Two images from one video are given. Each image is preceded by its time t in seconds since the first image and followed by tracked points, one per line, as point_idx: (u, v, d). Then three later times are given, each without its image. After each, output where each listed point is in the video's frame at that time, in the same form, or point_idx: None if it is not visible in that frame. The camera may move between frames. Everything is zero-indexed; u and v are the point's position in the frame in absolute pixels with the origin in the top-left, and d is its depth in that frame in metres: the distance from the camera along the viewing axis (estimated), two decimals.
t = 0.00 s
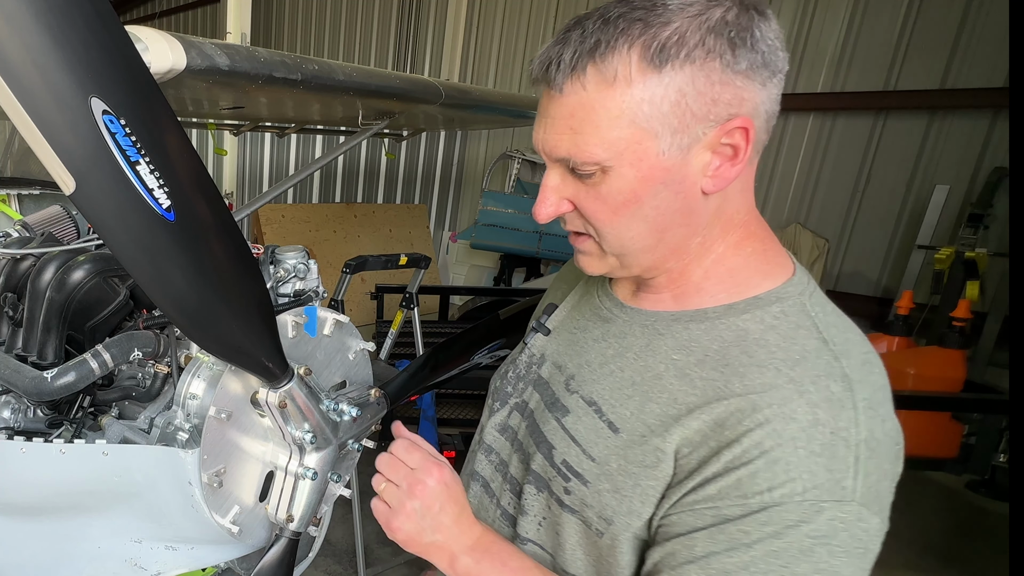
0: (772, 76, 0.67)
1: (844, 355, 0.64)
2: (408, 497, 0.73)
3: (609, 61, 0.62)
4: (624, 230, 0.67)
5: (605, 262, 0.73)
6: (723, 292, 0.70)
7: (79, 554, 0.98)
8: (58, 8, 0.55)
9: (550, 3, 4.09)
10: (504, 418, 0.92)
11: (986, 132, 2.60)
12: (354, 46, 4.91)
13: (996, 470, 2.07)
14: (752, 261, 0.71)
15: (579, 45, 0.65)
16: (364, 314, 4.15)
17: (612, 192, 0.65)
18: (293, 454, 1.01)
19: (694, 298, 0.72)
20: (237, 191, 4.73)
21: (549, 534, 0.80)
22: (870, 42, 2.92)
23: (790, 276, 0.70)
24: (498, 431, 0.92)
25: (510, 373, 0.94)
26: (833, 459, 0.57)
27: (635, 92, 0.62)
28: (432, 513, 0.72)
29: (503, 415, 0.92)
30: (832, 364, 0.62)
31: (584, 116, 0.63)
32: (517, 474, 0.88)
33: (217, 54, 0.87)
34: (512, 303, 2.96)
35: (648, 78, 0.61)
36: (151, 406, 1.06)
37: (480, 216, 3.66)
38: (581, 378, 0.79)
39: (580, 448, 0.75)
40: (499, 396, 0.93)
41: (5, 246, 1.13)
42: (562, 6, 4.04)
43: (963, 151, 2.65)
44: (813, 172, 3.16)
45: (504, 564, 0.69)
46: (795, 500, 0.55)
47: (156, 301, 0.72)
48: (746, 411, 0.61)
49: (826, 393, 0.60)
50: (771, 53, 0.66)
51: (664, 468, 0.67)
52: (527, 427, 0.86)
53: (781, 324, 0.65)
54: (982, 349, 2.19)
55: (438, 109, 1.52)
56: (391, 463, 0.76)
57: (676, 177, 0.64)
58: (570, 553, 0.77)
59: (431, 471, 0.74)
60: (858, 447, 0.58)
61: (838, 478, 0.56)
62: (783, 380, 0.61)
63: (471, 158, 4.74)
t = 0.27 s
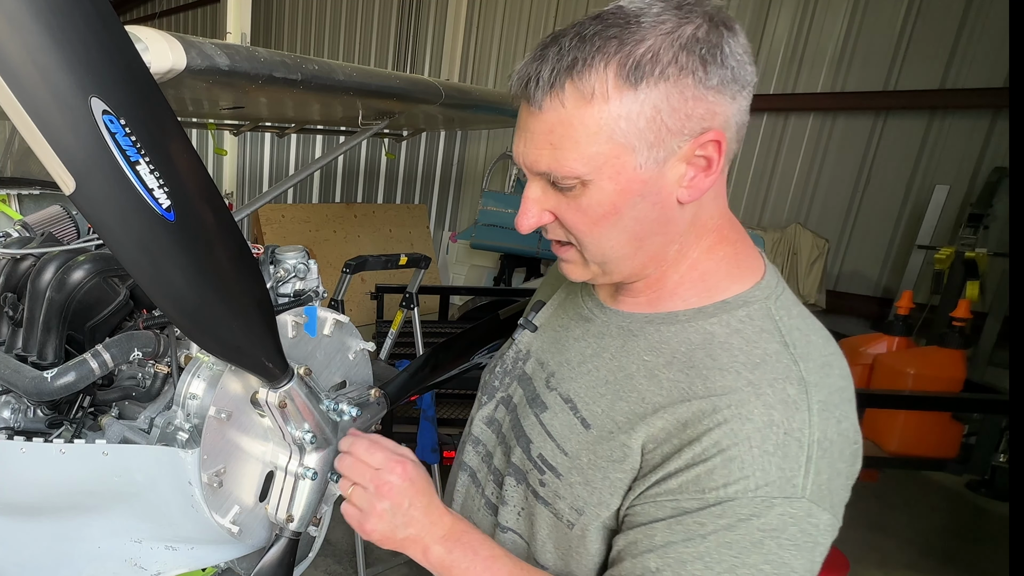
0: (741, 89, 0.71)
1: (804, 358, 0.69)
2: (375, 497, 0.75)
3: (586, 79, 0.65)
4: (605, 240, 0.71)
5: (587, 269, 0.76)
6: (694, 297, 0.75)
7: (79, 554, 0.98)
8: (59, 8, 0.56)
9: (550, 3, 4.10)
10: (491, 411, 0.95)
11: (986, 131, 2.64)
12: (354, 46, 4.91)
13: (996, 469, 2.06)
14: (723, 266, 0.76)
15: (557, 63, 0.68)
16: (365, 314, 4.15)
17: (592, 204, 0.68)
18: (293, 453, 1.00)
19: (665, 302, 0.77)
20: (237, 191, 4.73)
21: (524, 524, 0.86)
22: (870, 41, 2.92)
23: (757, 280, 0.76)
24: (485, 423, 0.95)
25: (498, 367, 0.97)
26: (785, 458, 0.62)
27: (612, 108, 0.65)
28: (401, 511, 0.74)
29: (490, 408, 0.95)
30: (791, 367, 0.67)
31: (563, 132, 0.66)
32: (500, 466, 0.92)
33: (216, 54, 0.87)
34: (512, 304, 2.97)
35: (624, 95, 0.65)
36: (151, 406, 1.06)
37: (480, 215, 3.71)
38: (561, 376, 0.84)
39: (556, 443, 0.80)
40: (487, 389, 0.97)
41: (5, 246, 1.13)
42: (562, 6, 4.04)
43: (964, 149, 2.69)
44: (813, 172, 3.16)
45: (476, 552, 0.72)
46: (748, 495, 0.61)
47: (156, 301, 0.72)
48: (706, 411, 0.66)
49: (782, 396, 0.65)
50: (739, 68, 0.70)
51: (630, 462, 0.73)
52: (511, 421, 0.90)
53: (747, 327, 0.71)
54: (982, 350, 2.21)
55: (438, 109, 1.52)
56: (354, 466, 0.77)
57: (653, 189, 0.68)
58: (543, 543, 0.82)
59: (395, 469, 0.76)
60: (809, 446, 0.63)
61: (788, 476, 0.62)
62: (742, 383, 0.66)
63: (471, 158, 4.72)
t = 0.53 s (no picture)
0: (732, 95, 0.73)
1: (781, 352, 0.70)
2: (343, 495, 0.75)
3: (592, 83, 0.65)
4: (602, 242, 0.71)
5: (581, 271, 0.76)
6: (678, 294, 0.76)
7: (79, 555, 0.98)
8: (58, 9, 0.56)
9: (550, 3, 4.09)
10: (483, 408, 0.95)
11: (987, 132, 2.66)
12: (354, 46, 4.91)
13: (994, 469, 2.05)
14: (706, 263, 0.77)
15: (561, 67, 0.67)
16: (364, 314, 4.15)
17: (595, 206, 0.68)
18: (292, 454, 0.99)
19: (650, 299, 0.77)
20: (237, 191, 4.73)
21: (517, 517, 0.85)
22: (869, 41, 2.92)
23: (737, 278, 0.77)
24: (478, 421, 0.95)
25: (489, 365, 0.97)
26: (762, 447, 0.63)
27: (617, 111, 0.65)
28: (371, 506, 0.74)
29: (482, 405, 0.95)
30: (770, 361, 0.68)
31: (568, 136, 0.66)
32: (492, 461, 0.92)
33: (216, 54, 0.87)
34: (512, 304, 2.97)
35: (629, 98, 0.65)
36: (151, 406, 1.06)
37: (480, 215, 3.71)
38: (551, 372, 0.83)
39: (546, 437, 0.80)
40: (478, 387, 0.97)
41: (5, 246, 1.13)
42: (562, 6, 4.04)
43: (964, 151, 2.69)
44: (813, 172, 3.16)
45: (451, 540, 0.71)
46: (724, 480, 0.62)
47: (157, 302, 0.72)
48: (690, 403, 0.67)
49: (762, 387, 0.66)
50: (730, 74, 0.72)
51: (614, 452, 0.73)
52: (502, 418, 0.90)
53: (728, 323, 0.72)
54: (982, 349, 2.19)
55: (438, 109, 1.52)
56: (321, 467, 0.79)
57: (652, 191, 0.68)
58: (535, 538, 0.81)
59: (360, 466, 0.77)
60: (785, 437, 0.64)
61: (763, 463, 0.63)
62: (724, 376, 0.67)
63: (471, 158, 4.72)
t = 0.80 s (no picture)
0: (722, 90, 0.74)
1: (772, 339, 0.71)
2: (347, 489, 0.75)
3: (592, 76, 0.66)
4: (600, 234, 0.71)
5: (577, 264, 0.76)
6: (670, 287, 0.76)
7: (79, 555, 0.98)
8: (59, 9, 0.56)
9: (550, 3, 4.09)
10: (478, 406, 0.95)
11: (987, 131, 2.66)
12: (354, 46, 4.91)
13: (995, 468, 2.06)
14: (695, 257, 0.78)
15: (561, 61, 0.68)
16: (365, 314, 4.15)
17: (594, 197, 0.68)
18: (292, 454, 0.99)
19: (643, 293, 0.78)
20: (237, 191, 4.73)
21: (519, 512, 0.85)
22: (870, 41, 2.92)
23: (725, 272, 0.78)
24: (473, 419, 0.95)
25: (483, 364, 0.97)
26: (760, 432, 0.64)
27: (616, 103, 0.65)
28: (375, 500, 0.73)
29: (477, 404, 0.95)
30: (762, 349, 0.69)
31: (568, 128, 0.66)
32: (490, 458, 0.91)
33: (217, 54, 0.87)
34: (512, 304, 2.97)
35: (627, 90, 0.66)
36: (151, 406, 1.06)
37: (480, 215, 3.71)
38: (547, 367, 0.83)
39: (546, 432, 0.80)
40: (472, 385, 0.97)
41: (5, 246, 1.13)
42: (562, 6, 4.04)
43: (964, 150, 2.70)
44: (813, 172, 3.15)
45: (456, 537, 0.71)
46: (724, 466, 0.63)
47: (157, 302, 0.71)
48: (687, 393, 0.67)
49: (757, 374, 0.67)
50: (719, 69, 0.73)
51: (614, 443, 0.73)
52: (499, 415, 0.90)
53: (720, 314, 0.73)
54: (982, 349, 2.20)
55: (438, 109, 1.52)
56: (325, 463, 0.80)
57: (649, 182, 0.69)
58: (537, 532, 0.80)
59: (364, 461, 0.77)
60: (782, 421, 0.65)
61: (762, 448, 0.64)
62: (720, 365, 0.68)
63: (471, 158, 4.72)
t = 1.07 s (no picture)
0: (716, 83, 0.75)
1: (770, 328, 0.72)
2: (350, 484, 0.73)
3: (598, 62, 0.66)
4: (603, 221, 0.71)
5: (577, 254, 0.76)
6: (667, 281, 0.78)
7: (79, 555, 0.98)
8: (58, 9, 0.56)
9: (550, 2, 4.09)
10: (477, 406, 0.95)
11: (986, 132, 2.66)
12: (354, 46, 4.91)
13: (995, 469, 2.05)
14: (689, 251, 0.79)
15: (566, 48, 0.68)
16: (365, 314, 4.15)
17: (598, 182, 0.68)
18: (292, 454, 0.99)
19: (640, 287, 0.79)
20: (237, 191, 4.73)
21: (524, 511, 0.83)
22: (870, 41, 2.92)
23: (720, 265, 0.79)
24: (472, 420, 0.95)
25: (480, 364, 0.97)
26: (764, 418, 0.64)
27: (621, 87, 0.66)
28: (379, 496, 0.71)
29: (476, 404, 0.95)
30: (762, 337, 0.70)
31: (574, 113, 0.66)
32: (492, 458, 0.91)
33: (217, 54, 0.87)
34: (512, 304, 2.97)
35: (631, 75, 0.66)
36: (151, 406, 1.06)
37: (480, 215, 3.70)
38: (548, 363, 0.83)
39: (550, 427, 0.79)
40: (470, 386, 0.97)
41: (5, 246, 1.13)
42: (562, 6, 4.04)
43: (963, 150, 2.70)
44: (813, 171, 3.15)
45: (460, 533, 0.70)
46: (731, 452, 0.63)
47: (156, 302, 0.71)
48: (691, 382, 0.67)
49: (759, 361, 0.67)
50: (712, 62, 0.75)
51: (618, 433, 0.73)
52: (499, 414, 0.89)
53: (719, 304, 0.73)
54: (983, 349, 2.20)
55: (438, 109, 1.52)
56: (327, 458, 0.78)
57: (651, 168, 0.69)
58: (543, 529, 0.80)
59: (367, 455, 0.75)
60: (784, 406, 0.66)
61: (766, 433, 0.64)
62: (722, 353, 0.68)
63: (471, 158, 4.73)
